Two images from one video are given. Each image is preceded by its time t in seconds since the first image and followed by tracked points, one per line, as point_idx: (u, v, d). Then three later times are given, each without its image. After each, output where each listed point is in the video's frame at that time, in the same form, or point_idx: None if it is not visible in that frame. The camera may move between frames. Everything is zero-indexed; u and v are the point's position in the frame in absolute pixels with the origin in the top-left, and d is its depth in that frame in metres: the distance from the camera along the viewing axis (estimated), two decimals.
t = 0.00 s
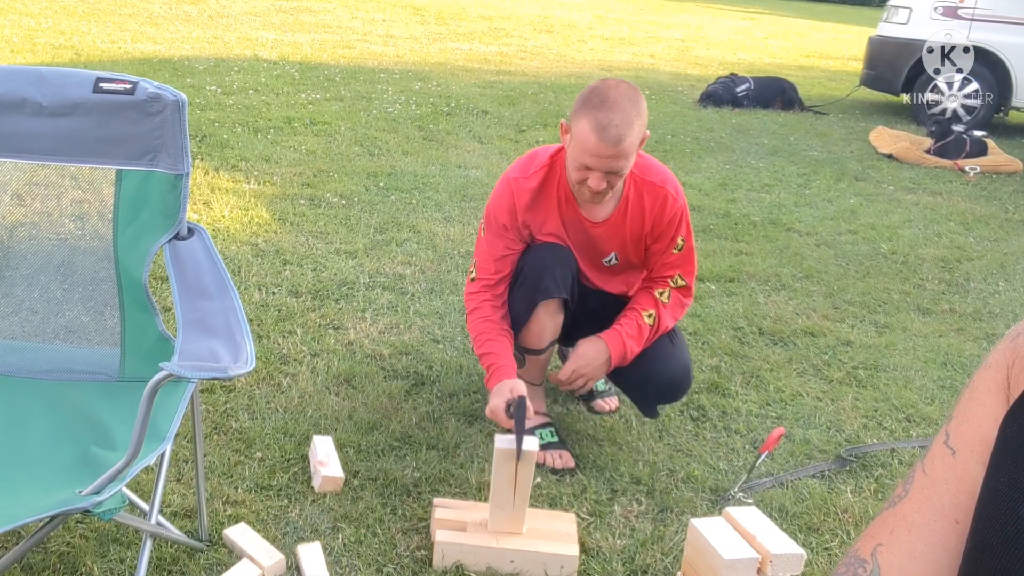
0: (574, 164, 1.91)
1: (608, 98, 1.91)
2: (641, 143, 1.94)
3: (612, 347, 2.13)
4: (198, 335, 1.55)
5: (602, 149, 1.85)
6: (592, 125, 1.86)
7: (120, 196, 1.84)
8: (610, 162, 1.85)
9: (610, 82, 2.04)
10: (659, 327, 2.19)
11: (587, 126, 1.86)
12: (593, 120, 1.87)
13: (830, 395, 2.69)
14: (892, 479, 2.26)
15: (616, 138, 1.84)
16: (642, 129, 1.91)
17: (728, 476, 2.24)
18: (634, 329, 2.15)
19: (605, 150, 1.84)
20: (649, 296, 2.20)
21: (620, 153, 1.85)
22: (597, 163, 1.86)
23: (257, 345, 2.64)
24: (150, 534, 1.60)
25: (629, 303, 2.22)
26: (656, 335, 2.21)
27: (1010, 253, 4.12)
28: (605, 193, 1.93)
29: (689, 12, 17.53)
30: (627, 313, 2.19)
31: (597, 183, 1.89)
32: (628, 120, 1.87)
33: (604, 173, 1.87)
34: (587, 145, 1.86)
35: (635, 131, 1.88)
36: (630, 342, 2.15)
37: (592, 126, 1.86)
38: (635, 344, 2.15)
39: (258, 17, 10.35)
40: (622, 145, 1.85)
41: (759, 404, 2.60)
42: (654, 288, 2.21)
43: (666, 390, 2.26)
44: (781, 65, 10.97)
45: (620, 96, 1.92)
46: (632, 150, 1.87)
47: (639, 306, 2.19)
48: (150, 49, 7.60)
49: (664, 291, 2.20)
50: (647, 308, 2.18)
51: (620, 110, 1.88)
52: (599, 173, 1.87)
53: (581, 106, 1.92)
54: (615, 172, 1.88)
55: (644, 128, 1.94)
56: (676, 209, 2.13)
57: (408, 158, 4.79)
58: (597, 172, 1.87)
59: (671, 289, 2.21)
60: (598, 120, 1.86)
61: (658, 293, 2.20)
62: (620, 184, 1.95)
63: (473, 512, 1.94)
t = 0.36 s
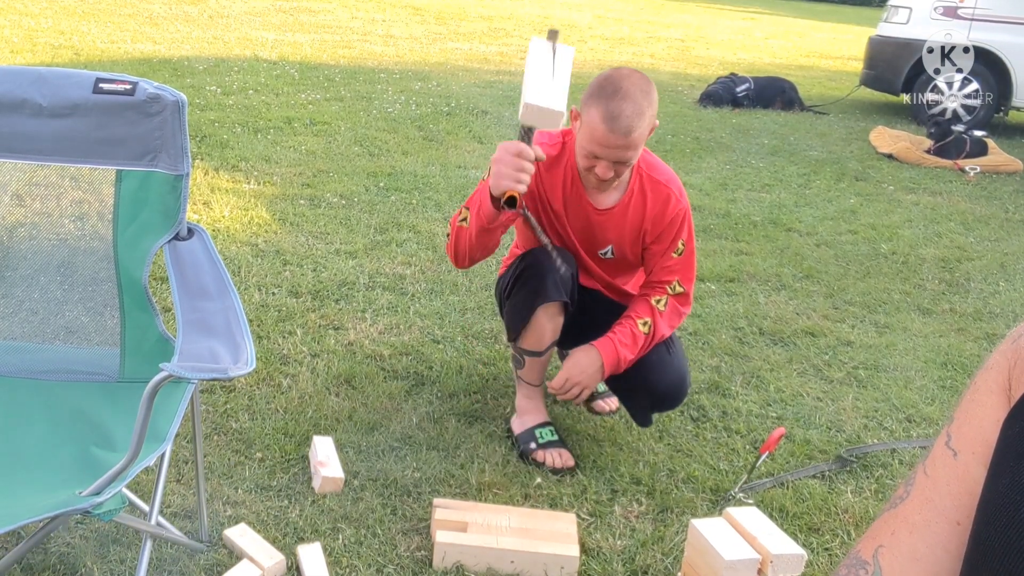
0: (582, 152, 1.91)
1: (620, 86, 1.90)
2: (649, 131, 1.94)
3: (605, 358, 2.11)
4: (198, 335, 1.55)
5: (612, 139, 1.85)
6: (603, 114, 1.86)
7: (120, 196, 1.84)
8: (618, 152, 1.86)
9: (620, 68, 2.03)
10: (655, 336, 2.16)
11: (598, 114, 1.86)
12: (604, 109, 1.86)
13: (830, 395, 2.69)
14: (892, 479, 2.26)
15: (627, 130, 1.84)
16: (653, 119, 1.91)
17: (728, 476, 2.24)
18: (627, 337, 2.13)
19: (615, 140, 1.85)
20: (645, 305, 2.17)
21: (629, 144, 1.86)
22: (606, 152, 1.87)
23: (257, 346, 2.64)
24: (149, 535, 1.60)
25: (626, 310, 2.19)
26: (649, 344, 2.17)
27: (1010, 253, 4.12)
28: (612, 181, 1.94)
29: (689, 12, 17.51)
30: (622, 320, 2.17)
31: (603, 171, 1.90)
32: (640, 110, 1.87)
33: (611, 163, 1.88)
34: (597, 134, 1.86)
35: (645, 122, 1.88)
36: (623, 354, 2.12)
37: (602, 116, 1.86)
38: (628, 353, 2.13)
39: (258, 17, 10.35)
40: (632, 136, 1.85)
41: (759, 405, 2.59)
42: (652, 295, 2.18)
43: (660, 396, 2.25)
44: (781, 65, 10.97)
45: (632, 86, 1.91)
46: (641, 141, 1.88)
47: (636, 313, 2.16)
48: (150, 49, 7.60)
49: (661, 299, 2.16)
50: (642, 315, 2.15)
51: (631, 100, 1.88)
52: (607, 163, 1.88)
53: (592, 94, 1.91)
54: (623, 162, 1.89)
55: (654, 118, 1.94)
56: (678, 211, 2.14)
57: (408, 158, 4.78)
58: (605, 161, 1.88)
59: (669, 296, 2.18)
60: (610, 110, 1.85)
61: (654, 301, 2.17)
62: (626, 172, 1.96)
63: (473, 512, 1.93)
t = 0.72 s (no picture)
0: (588, 194, 1.91)
1: (628, 133, 1.89)
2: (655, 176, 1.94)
3: (619, 350, 2.15)
4: (197, 334, 1.55)
5: (619, 186, 1.84)
6: (612, 162, 1.84)
7: (120, 195, 1.85)
8: (625, 199, 1.86)
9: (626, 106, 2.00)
10: (666, 331, 2.20)
11: (606, 162, 1.85)
12: (613, 157, 1.85)
13: (829, 395, 2.69)
14: (891, 479, 2.26)
15: (635, 178, 1.83)
16: (660, 161, 1.91)
17: (727, 475, 2.24)
18: (641, 332, 2.17)
19: (621, 188, 1.84)
20: (657, 300, 2.20)
21: (636, 191, 1.86)
22: (612, 199, 1.87)
23: (257, 345, 2.64)
24: (149, 533, 1.60)
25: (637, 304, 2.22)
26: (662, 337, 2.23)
27: (1009, 253, 4.12)
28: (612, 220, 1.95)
29: (689, 12, 17.50)
30: (634, 314, 2.19)
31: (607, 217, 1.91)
32: (647, 158, 1.86)
33: (615, 206, 1.89)
34: (603, 181, 1.85)
35: (652, 168, 1.88)
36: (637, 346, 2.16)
37: (611, 163, 1.84)
38: (641, 346, 2.17)
39: (258, 17, 10.35)
40: (640, 184, 1.84)
41: (758, 404, 2.60)
42: (663, 292, 2.22)
43: (659, 387, 2.25)
44: (781, 66, 10.96)
45: (642, 133, 1.90)
46: (647, 186, 1.87)
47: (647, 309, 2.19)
48: (150, 49, 7.60)
49: (672, 296, 2.20)
50: (655, 312, 2.18)
51: (639, 147, 1.87)
52: (611, 206, 1.89)
53: (600, 138, 1.89)
54: (626, 206, 1.89)
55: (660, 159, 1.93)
56: (683, 220, 2.12)
57: (408, 157, 4.79)
58: (610, 206, 1.88)
59: (680, 294, 2.22)
60: (618, 158, 1.84)
61: (665, 298, 2.20)
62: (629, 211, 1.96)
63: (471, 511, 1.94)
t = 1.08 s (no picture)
0: (587, 178, 1.91)
1: (629, 117, 1.90)
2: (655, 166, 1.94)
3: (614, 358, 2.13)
4: (194, 335, 1.56)
5: (618, 168, 1.84)
6: (612, 144, 1.85)
7: (119, 196, 1.85)
8: (624, 181, 1.85)
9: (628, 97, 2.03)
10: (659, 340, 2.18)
11: (606, 143, 1.86)
12: (613, 139, 1.85)
13: (827, 395, 2.70)
14: (888, 479, 2.26)
15: (634, 160, 1.83)
16: (661, 150, 1.91)
17: (724, 475, 2.25)
18: (636, 339, 2.15)
19: (621, 170, 1.84)
20: (652, 310, 2.19)
21: (635, 174, 1.85)
22: (612, 181, 1.86)
23: (255, 346, 2.65)
24: (147, 534, 1.61)
25: (631, 313, 2.20)
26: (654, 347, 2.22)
27: (1008, 253, 4.12)
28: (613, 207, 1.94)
29: (689, 12, 17.51)
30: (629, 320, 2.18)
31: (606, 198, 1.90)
32: (649, 143, 1.87)
33: (615, 190, 1.88)
34: (603, 163, 1.85)
35: (653, 152, 1.88)
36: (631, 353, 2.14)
37: (611, 145, 1.85)
38: (635, 354, 2.15)
39: (258, 18, 10.36)
40: (640, 167, 1.84)
41: (756, 404, 2.60)
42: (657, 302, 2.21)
43: (649, 397, 2.25)
44: (781, 66, 10.97)
45: (643, 116, 1.91)
46: (647, 172, 1.87)
47: (642, 317, 2.18)
48: (150, 49, 7.61)
49: (667, 306, 2.19)
50: (649, 320, 2.17)
51: (641, 130, 1.87)
52: (611, 190, 1.88)
53: (602, 122, 1.91)
54: (626, 190, 1.88)
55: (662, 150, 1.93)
56: (681, 227, 2.12)
57: (408, 158, 4.79)
58: (609, 189, 1.88)
59: (673, 305, 2.21)
60: (619, 140, 1.85)
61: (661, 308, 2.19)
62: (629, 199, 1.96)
63: (469, 512, 1.94)
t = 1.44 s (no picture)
0: (589, 195, 1.92)
1: (632, 135, 1.89)
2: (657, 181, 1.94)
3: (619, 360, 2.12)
4: (192, 334, 1.56)
5: (620, 189, 1.85)
6: (614, 165, 1.84)
7: (118, 195, 1.85)
8: (625, 200, 1.87)
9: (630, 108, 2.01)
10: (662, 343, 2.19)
11: (608, 163, 1.85)
12: (615, 159, 1.85)
13: (827, 395, 2.70)
14: (887, 478, 2.27)
15: (636, 182, 1.84)
16: (663, 166, 1.91)
17: (723, 475, 2.25)
18: (639, 343, 2.14)
19: (623, 190, 1.85)
20: (655, 313, 2.19)
21: (636, 195, 1.86)
22: (613, 200, 1.88)
23: (255, 345, 2.65)
24: (146, 533, 1.61)
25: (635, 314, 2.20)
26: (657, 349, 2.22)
27: (1008, 253, 4.12)
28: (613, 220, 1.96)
29: (689, 12, 17.50)
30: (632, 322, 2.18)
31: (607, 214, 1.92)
32: (651, 161, 1.87)
33: (616, 207, 1.90)
34: (605, 183, 1.86)
35: (655, 171, 1.88)
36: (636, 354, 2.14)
37: (612, 166, 1.85)
38: (639, 357, 2.15)
39: (258, 18, 10.37)
40: (641, 187, 1.85)
41: (756, 404, 2.60)
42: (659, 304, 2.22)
43: (650, 398, 2.26)
44: (781, 65, 10.97)
45: (645, 134, 1.90)
46: (648, 190, 1.88)
47: (646, 320, 2.17)
48: (150, 49, 7.62)
49: (669, 308, 2.20)
50: (653, 323, 2.17)
51: (643, 150, 1.87)
52: (612, 207, 1.90)
53: (604, 140, 1.90)
54: (627, 208, 1.90)
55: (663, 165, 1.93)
56: (683, 232, 2.12)
57: (407, 158, 4.79)
58: (609, 206, 1.90)
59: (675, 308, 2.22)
60: (621, 161, 1.84)
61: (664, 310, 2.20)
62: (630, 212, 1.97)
63: (468, 511, 1.95)
